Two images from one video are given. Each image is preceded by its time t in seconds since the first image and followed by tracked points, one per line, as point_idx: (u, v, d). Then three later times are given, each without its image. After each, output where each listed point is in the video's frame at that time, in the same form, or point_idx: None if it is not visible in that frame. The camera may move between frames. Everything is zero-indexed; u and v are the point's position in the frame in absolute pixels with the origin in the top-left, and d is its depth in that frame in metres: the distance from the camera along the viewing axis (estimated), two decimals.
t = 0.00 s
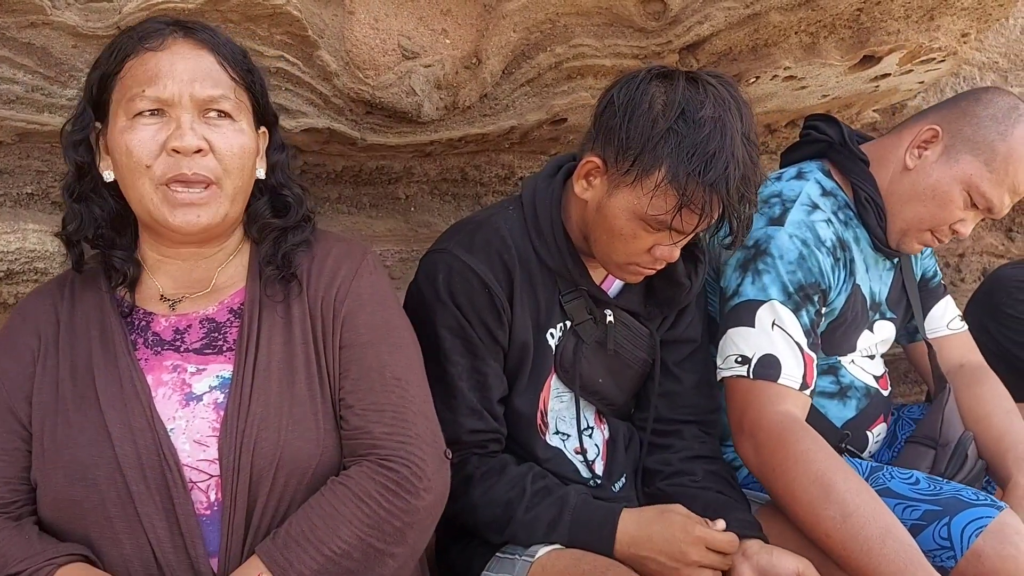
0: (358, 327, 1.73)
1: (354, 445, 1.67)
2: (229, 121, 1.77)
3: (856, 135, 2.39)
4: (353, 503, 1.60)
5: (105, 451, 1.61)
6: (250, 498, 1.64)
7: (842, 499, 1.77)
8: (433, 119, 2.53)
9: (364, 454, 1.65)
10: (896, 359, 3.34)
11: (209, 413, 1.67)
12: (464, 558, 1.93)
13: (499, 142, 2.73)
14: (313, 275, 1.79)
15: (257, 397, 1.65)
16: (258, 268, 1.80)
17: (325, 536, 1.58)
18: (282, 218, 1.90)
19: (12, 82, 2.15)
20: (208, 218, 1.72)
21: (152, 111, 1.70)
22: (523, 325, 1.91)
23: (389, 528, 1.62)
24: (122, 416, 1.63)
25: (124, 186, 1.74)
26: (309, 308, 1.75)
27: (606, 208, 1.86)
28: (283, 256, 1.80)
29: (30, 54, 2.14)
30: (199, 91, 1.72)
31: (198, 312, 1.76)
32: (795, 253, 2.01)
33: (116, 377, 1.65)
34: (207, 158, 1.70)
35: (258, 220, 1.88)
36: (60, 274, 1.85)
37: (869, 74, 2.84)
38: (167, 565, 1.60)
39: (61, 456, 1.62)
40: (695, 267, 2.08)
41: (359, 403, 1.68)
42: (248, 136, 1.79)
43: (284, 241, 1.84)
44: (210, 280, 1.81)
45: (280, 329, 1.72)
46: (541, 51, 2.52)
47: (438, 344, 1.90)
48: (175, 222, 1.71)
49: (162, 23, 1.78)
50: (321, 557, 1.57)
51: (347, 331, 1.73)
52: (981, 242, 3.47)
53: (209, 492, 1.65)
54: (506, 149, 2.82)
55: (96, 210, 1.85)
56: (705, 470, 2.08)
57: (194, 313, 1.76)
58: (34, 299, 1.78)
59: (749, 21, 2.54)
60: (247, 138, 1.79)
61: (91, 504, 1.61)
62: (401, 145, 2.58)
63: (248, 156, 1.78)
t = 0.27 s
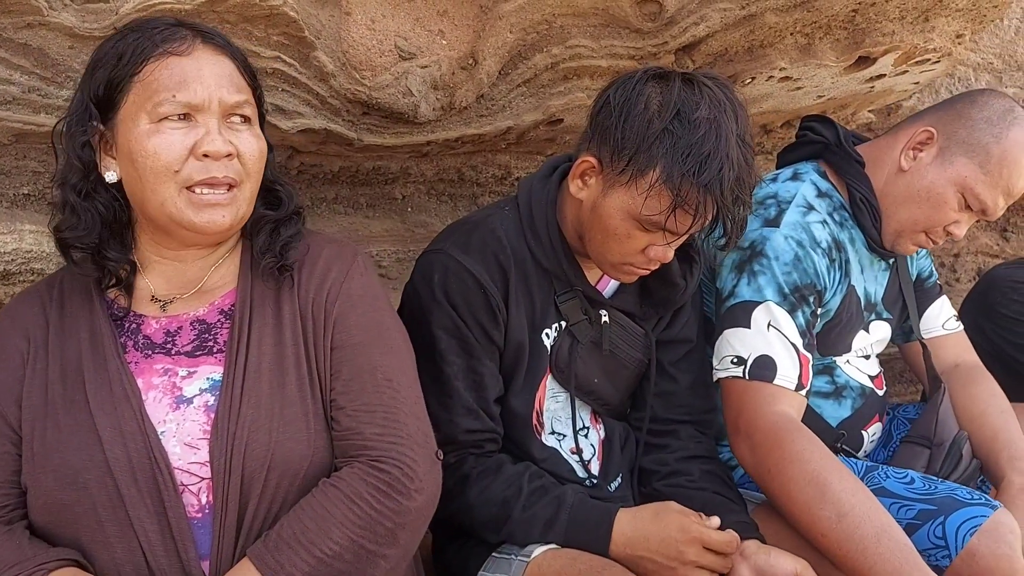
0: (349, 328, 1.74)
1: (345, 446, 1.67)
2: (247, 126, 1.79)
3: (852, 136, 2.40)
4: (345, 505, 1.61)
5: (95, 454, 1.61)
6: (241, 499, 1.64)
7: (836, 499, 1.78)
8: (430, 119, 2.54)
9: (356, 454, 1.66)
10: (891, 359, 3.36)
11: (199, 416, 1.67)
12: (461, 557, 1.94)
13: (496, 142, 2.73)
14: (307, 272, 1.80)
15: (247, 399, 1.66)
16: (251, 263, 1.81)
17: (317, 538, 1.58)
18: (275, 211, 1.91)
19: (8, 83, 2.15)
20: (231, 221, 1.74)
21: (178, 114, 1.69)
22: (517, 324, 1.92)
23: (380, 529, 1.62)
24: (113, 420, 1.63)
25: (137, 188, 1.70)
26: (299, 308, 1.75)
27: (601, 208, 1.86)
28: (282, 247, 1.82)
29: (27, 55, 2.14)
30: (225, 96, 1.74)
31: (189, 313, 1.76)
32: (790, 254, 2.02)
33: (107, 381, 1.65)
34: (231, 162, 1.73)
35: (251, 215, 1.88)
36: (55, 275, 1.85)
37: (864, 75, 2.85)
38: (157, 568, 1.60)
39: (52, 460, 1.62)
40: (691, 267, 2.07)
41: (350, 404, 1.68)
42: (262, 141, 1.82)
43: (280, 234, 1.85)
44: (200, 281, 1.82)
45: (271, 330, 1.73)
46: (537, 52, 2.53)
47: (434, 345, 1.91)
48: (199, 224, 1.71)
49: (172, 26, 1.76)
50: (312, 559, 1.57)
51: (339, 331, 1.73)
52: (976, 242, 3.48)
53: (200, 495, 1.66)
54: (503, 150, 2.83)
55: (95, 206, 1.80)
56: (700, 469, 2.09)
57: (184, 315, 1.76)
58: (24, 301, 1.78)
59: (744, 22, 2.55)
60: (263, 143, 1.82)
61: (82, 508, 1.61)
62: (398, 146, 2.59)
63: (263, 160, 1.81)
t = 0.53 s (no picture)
0: (352, 329, 1.75)
1: (344, 446, 1.68)
2: (258, 129, 1.81)
3: (846, 136, 2.41)
4: (343, 503, 1.61)
5: (97, 449, 1.62)
6: (240, 497, 1.64)
7: (833, 497, 1.79)
8: (428, 119, 2.54)
9: (355, 454, 1.66)
10: (888, 359, 3.37)
11: (200, 413, 1.67)
12: (458, 557, 1.94)
13: (493, 143, 2.74)
14: (312, 271, 1.81)
15: (248, 398, 1.66)
16: (257, 261, 1.83)
17: (315, 535, 1.58)
18: (282, 213, 1.93)
19: (6, 83, 2.15)
20: (239, 221, 1.75)
21: (191, 115, 1.70)
22: (514, 324, 1.93)
23: (378, 528, 1.62)
24: (115, 415, 1.63)
25: (147, 186, 1.71)
26: (302, 308, 1.76)
27: (597, 208, 1.87)
28: (288, 248, 1.83)
29: (25, 55, 2.14)
30: (239, 99, 1.75)
31: (192, 311, 1.77)
32: (786, 254, 2.03)
33: (110, 377, 1.66)
34: (242, 164, 1.74)
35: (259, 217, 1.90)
36: (60, 270, 1.86)
37: (860, 76, 2.87)
38: (156, 565, 1.61)
39: (54, 454, 1.63)
40: (687, 267, 2.08)
41: (351, 404, 1.69)
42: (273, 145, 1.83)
43: (287, 236, 1.86)
44: (205, 280, 1.83)
45: (273, 330, 1.73)
46: (535, 52, 2.54)
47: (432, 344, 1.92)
48: (208, 223, 1.72)
49: (187, 29, 1.78)
50: (310, 556, 1.57)
51: (343, 332, 1.74)
52: (972, 243, 3.49)
53: (199, 492, 1.66)
54: (500, 150, 2.83)
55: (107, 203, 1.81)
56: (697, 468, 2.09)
57: (189, 312, 1.77)
58: (27, 296, 1.79)
59: (741, 23, 2.56)
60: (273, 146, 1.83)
61: (84, 503, 1.62)
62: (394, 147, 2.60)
63: (273, 163, 1.83)
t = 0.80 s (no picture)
0: (359, 329, 1.76)
1: (349, 443, 1.68)
2: (268, 134, 1.82)
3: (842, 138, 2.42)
4: (347, 500, 1.61)
5: (106, 444, 1.62)
6: (247, 493, 1.64)
7: (829, 497, 1.79)
8: (425, 120, 2.55)
9: (360, 452, 1.67)
10: (884, 359, 3.37)
11: (209, 409, 1.68)
12: (455, 557, 1.94)
13: (490, 143, 2.74)
14: (320, 273, 1.83)
15: (257, 395, 1.67)
16: (267, 259, 1.84)
17: (320, 531, 1.58)
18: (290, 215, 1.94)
19: (3, 84, 2.15)
20: (249, 224, 1.76)
21: (204, 118, 1.71)
22: (511, 324, 1.93)
23: (382, 525, 1.63)
24: (125, 410, 1.64)
25: (159, 187, 1.72)
26: (310, 307, 1.78)
27: (593, 209, 1.88)
28: (297, 248, 1.85)
29: (22, 57, 2.14)
30: (250, 104, 1.76)
31: (201, 307, 1.78)
32: (782, 255, 2.03)
33: (120, 372, 1.66)
34: (252, 167, 1.74)
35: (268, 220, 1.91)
36: (68, 266, 1.86)
37: (856, 77, 2.87)
38: (162, 560, 1.60)
39: (62, 448, 1.62)
40: (683, 267, 2.09)
41: (357, 402, 1.70)
42: (282, 150, 1.85)
43: (296, 237, 1.88)
44: (213, 278, 1.83)
45: (282, 329, 1.75)
46: (532, 53, 2.54)
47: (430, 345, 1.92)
48: (219, 225, 1.73)
49: (201, 34, 1.79)
50: (315, 552, 1.57)
51: (349, 332, 1.75)
52: (968, 243, 3.50)
53: (207, 488, 1.66)
54: (497, 151, 2.84)
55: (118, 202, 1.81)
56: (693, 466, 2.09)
57: (197, 309, 1.78)
58: (35, 290, 1.79)
59: (737, 24, 2.56)
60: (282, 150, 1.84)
61: (90, 497, 1.61)
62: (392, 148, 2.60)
63: (282, 167, 1.84)
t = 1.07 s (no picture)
0: (365, 331, 1.76)
1: (354, 445, 1.69)
2: (278, 137, 1.82)
3: (838, 139, 2.43)
4: (352, 501, 1.61)
5: (114, 443, 1.62)
6: (254, 493, 1.65)
7: (823, 498, 1.80)
8: (422, 121, 2.55)
9: (365, 453, 1.67)
10: (881, 359, 3.38)
11: (216, 409, 1.68)
12: (452, 558, 1.95)
13: (487, 145, 2.75)
14: (327, 274, 1.83)
15: (264, 395, 1.67)
16: (277, 261, 1.85)
17: (325, 532, 1.58)
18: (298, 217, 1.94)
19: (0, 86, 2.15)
20: (262, 227, 1.77)
21: (216, 123, 1.72)
22: (507, 325, 1.93)
23: (387, 526, 1.63)
24: (133, 409, 1.64)
25: (170, 192, 1.72)
26: (317, 308, 1.78)
27: (589, 211, 1.88)
28: (304, 248, 1.85)
29: (19, 58, 2.14)
30: (262, 107, 1.76)
31: (208, 308, 1.79)
32: (777, 257, 2.04)
33: (127, 371, 1.66)
34: (263, 170, 1.75)
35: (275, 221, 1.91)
36: (74, 265, 1.86)
37: (852, 78, 2.88)
38: (168, 560, 1.60)
39: (69, 445, 1.63)
40: (680, 267, 2.09)
41: (362, 403, 1.70)
42: (291, 153, 1.85)
43: (303, 238, 1.88)
44: (221, 279, 1.84)
45: (288, 330, 1.75)
46: (528, 55, 2.55)
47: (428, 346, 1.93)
48: (233, 228, 1.73)
49: (210, 37, 1.79)
50: (321, 553, 1.57)
51: (355, 333, 1.76)
52: (964, 244, 3.51)
53: (214, 488, 1.66)
54: (494, 152, 2.84)
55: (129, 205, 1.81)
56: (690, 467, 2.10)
57: (204, 309, 1.79)
58: (41, 288, 1.79)
59: (733, 25, 2.56)
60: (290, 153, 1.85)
61: (97, 496, 1.61)
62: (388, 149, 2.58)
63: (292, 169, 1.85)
